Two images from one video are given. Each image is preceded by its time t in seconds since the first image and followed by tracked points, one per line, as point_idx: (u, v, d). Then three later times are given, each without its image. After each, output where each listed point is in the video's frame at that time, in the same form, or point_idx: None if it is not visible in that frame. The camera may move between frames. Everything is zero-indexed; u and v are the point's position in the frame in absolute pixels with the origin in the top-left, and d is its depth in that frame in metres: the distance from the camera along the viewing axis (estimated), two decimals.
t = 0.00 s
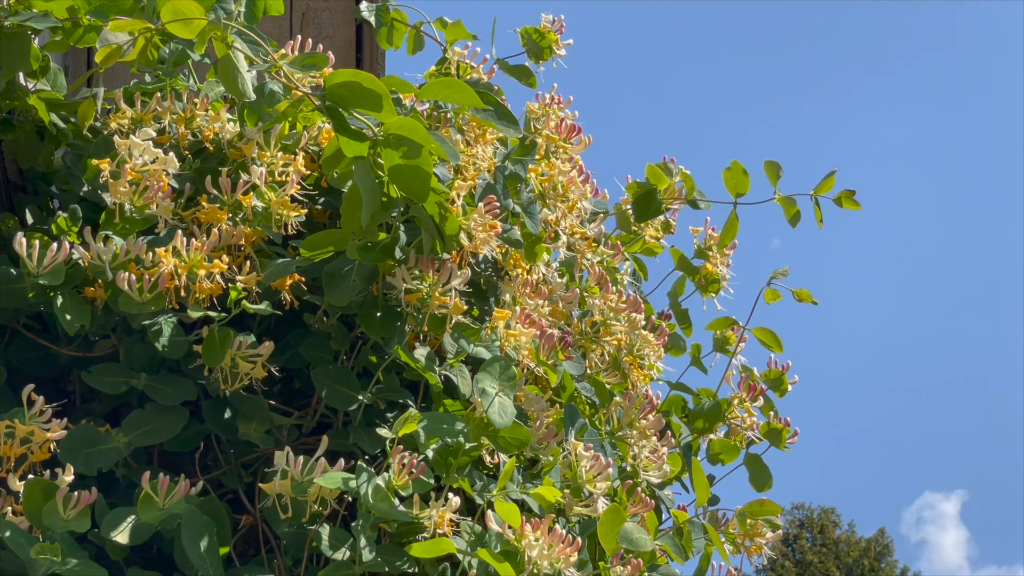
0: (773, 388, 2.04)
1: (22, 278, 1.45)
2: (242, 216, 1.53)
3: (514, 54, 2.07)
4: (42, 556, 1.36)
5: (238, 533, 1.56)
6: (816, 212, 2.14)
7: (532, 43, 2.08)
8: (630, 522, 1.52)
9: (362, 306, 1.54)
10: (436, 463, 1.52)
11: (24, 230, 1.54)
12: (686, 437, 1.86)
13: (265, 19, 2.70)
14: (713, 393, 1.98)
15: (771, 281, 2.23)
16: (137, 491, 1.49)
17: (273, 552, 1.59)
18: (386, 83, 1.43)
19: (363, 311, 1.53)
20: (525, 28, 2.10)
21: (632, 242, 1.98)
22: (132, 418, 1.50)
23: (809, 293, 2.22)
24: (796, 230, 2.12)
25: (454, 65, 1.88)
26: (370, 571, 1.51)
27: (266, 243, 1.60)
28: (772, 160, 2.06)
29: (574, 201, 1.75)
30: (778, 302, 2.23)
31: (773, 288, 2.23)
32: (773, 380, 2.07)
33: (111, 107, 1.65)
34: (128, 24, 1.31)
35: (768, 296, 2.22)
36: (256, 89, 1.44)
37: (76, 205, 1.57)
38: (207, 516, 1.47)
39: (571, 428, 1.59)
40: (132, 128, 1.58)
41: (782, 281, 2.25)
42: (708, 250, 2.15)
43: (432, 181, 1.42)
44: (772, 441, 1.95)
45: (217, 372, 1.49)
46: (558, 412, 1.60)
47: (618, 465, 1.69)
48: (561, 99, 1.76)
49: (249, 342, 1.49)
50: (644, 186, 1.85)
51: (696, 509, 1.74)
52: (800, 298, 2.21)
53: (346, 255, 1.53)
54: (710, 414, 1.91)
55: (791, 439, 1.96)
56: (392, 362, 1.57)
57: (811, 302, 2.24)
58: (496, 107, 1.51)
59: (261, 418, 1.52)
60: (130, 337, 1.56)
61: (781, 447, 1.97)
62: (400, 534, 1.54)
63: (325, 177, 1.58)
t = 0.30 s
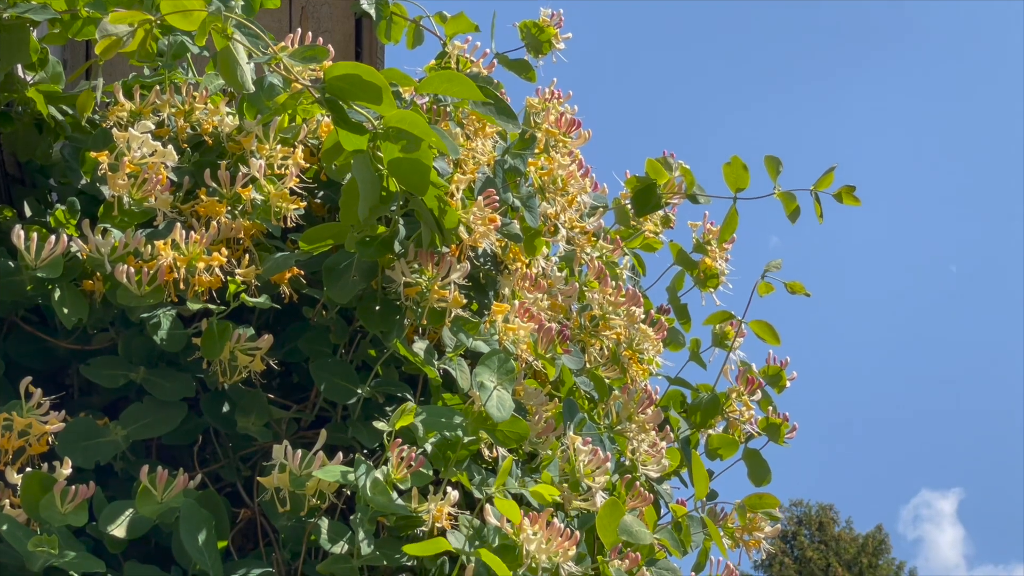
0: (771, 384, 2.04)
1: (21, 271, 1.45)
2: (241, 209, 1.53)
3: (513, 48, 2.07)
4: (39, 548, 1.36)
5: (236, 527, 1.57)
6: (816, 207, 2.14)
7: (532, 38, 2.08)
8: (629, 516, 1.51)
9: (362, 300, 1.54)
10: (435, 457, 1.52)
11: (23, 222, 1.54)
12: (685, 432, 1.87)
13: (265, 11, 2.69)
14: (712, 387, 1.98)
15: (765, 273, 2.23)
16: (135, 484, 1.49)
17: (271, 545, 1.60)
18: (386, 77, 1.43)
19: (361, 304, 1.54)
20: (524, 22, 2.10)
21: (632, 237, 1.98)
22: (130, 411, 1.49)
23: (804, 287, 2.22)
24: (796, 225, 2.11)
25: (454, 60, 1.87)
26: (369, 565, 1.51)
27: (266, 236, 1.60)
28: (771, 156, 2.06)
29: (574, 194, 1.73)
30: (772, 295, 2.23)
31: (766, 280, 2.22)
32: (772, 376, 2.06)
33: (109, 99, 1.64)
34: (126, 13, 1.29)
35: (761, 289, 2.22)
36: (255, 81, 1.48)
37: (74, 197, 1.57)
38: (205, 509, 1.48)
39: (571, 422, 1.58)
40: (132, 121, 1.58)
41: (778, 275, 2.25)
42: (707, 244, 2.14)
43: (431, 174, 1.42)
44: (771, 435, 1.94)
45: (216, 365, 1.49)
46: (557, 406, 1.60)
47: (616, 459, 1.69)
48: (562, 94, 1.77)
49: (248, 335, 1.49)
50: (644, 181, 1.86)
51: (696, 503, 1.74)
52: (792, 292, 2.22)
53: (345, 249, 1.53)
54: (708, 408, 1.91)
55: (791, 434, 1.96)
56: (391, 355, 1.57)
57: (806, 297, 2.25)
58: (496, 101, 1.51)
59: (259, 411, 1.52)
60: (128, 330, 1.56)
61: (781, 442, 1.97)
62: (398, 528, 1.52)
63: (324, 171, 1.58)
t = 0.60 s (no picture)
0: (769, 377, 2.04)
1: (20, 261, 1.45)
2: (241, 200, 1.53)
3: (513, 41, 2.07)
4: (38, 539, 1.37)
5: (236, 518, 1.56)
6: (816, 194, 2.13)
7: (532, 30, 2.08)
8: (628, 507, 1.51)
9: (361, 291, 1.54)
10: (434, 448, 1.53)
11: (23, 212, 1.54)
12: (684, 424, 1.88)
13: (267, 0, 2.69)
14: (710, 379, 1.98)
15: (766, 268, 2.22)
16: (134, 474, 1.49)
17: (271, 536, 1.60)
18: (386, 68, 1.43)
19: (361, 296, 1.54)
20: (525, 14, 2.10)
21: (632, 229, 1.97)
22: (130, 401, 1.49)
23: (806, 281, 2.22)
24: (796, 212, 2.11)
25: (455, 51, 1.87)
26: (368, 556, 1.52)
27: (266, 227, 1.60)
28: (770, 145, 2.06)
29: (573, 187, 1.74)
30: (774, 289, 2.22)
31: (769, 275, 2.22)
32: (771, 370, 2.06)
33: (109, 90, 1.64)
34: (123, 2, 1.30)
35: (763, 283, 2.21)
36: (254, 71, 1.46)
37: (74, 188, 1.57)
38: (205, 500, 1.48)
39: (570, 414, 1.57)
40: (132, 111, 1.58)
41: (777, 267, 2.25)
42: (707, 236, 2.13)
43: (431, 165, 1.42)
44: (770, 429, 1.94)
45: (215, 355, 1.49)
46: (556, 397, 1.60)
47: (615, 451, 1.69)
48: (562, 86, 1.76)
49: (248, 326, 1.50)
50: (643, 172, 1.86)
51: (695, 495, 1.74)
52: (795, 288, 2.21)
53: (345, 240, 1.53)
54: (707, 400, 1.91)
55: (790, 427, 1.96)
56: (390, 346, 1.56)
57: (806, 289, 2.24)
58: (496, 94, 1.50)
59: (259, 402, 1.52)
60: (128, 320, 1.56)
61: (779, 435, 1.96)
62: (399, 519, 1.54)
63: (324, 162, 1.57)
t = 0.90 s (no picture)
0: (761, 367, 2.04)
1: (17, 245, 1.44)
2: (238, 186, 1.53)
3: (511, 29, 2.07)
4: (35, 523, 1.38)
5: (232, 503, 1.57)
6: (815, 193, 2.14)
7: (531, 18, 2.07)
8: (624, 496, 1.52)
9: (359, 278, 1.54)
10: (431, 436, 1.53)
11: (19, 197, 1.53)
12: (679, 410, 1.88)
13: None
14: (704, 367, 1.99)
15: (747, 256, 2.23)
16: (130, 459, 1.50)
17: (267, 522, 1.60)
18: (386, 55, 1.42)
19: (358, 283, 1.53)
20: (523, 2, 2.09)
21: (629, 220, 1.98)
22: (126, 386, 1.49)
23: (784, 270, 2.22)
24: (796, 209, 2.11)
25: (454, 39, 1.87)
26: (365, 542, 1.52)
27: (263, 214, 1.60)
28: (772, 140, 2.06)
29: (571, 175, 1.74)
30: (753, 278, 2.23)
31: (748, 263, 2.22)
32: (762, 361, 2.07)
33: (107, 74, 1.64)
34: None
35: (741, 271, 2.22)
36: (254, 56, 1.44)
37: (71, 172, 1.57)
38: (201, 486, 1.48)
39: (567, 402, 1.56)
40: (129, 96, 1.58)
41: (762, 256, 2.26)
42: (704, 228, 2.14)
43: (430, 152, 1.42)
44: (765, 417, 1.94)
45: (212, 341, 1.49)
46: (553, 386, 1.60)
47: (611, 440, 1.70)
48: (560, 74, 1.76)
49: (245, 312, 1.49)
50: (643, 162, 1.85)
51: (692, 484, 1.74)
52: (772, 275, 2.21)
53: (343, 227, 1.53)
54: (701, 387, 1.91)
55: (785, 416, 1.96)
56: (388, 333, 1.56)
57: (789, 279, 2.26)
58: (496, 82, 1.50)
59: (256, 388, 1.52)
60: (125, 306, 1.55)
61: (775, 424, 1.96)
62: (395, 506, 1.54)
63: (322, 148, 1.57)
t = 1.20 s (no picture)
0: (753, 355, 2.03)
1: (10, 223, 1.44)
2: (234, 165, 1.53)
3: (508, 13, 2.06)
4: (27, 501, 1.38)
5: (225, 483, 1.56)
6: (810, 170, 2.14)
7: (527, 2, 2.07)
8: (618, 479, 1.52)
9: (354, 259, 1.53)
10: (425, 417, 1.53)
11: (13, 175, 1.53)
12: (672, 395, 1.93)
13: None
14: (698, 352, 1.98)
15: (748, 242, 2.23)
16: (124, 438, 1.50)
17: (261, 503, 1.60)
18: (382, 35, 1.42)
19: (353, 264, 1.53)
20: None
21: (626, 204, 1.97)
22: (120, 365, 1.49)
23: (784, 257, 2.22)
24: (790, 187, 2.12)
25: (450, 21, 1.87)
26: (358, 523, 1.52)
27: (258, 194, 1.59)
28: (766, 119, 2.06)
29: (567, 158, 1.74)
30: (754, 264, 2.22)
31: (749, 250, 2.22)
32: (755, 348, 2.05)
33: (101, 53, 1.63)
34: None
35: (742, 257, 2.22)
36: (250, 35, 1.43)
37: (65, 151, 1.56)
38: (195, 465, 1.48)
39: (561, 385, 1.60)
40: (124, 74, 1.57)
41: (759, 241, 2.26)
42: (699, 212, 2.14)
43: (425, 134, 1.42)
44: (759, 404, 1.92)
45: (207, 321, 1.49)
46: (547, 368, 1.60)
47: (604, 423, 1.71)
48: (556, 57, 1.76)
49: (240, 292, 1.49)
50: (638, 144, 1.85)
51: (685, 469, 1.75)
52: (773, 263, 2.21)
53: (338, 208, 1.53)
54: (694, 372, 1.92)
55: (778, 403, 1.96)
56: (383, 314, 1.57)
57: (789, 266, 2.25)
58: (492, 63, 1.50)
59: (250, 368, 1.52)
60: (119, 286, 1.55)
61: (767, 411, 1.97)
62: (388, 488, 1.54)
63: (319, 130, 1.59)
